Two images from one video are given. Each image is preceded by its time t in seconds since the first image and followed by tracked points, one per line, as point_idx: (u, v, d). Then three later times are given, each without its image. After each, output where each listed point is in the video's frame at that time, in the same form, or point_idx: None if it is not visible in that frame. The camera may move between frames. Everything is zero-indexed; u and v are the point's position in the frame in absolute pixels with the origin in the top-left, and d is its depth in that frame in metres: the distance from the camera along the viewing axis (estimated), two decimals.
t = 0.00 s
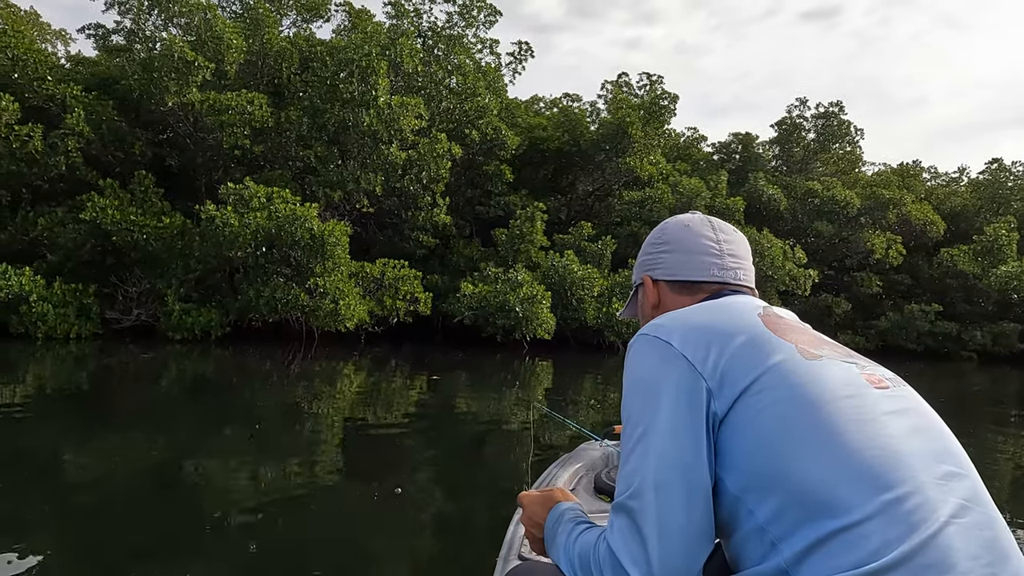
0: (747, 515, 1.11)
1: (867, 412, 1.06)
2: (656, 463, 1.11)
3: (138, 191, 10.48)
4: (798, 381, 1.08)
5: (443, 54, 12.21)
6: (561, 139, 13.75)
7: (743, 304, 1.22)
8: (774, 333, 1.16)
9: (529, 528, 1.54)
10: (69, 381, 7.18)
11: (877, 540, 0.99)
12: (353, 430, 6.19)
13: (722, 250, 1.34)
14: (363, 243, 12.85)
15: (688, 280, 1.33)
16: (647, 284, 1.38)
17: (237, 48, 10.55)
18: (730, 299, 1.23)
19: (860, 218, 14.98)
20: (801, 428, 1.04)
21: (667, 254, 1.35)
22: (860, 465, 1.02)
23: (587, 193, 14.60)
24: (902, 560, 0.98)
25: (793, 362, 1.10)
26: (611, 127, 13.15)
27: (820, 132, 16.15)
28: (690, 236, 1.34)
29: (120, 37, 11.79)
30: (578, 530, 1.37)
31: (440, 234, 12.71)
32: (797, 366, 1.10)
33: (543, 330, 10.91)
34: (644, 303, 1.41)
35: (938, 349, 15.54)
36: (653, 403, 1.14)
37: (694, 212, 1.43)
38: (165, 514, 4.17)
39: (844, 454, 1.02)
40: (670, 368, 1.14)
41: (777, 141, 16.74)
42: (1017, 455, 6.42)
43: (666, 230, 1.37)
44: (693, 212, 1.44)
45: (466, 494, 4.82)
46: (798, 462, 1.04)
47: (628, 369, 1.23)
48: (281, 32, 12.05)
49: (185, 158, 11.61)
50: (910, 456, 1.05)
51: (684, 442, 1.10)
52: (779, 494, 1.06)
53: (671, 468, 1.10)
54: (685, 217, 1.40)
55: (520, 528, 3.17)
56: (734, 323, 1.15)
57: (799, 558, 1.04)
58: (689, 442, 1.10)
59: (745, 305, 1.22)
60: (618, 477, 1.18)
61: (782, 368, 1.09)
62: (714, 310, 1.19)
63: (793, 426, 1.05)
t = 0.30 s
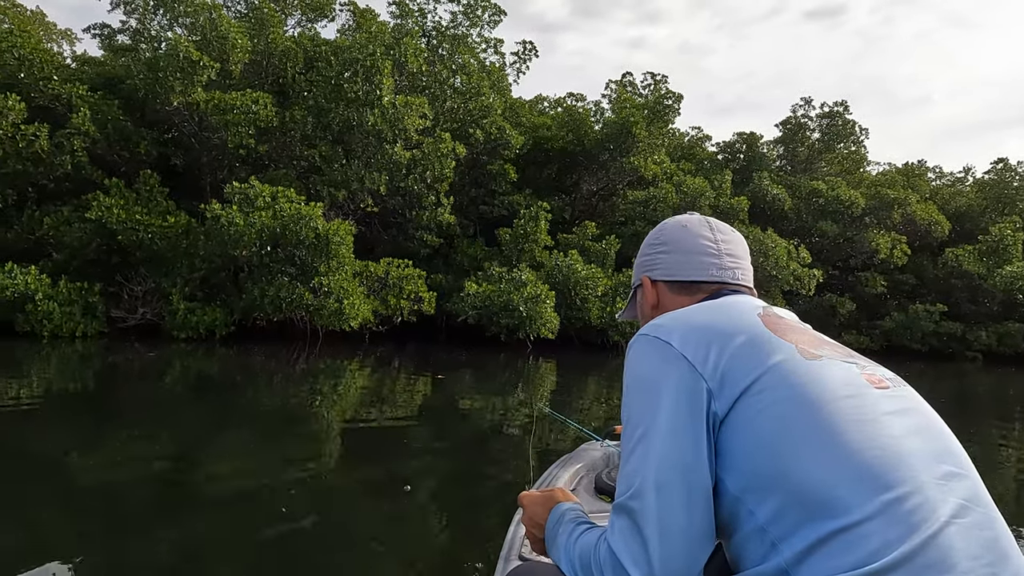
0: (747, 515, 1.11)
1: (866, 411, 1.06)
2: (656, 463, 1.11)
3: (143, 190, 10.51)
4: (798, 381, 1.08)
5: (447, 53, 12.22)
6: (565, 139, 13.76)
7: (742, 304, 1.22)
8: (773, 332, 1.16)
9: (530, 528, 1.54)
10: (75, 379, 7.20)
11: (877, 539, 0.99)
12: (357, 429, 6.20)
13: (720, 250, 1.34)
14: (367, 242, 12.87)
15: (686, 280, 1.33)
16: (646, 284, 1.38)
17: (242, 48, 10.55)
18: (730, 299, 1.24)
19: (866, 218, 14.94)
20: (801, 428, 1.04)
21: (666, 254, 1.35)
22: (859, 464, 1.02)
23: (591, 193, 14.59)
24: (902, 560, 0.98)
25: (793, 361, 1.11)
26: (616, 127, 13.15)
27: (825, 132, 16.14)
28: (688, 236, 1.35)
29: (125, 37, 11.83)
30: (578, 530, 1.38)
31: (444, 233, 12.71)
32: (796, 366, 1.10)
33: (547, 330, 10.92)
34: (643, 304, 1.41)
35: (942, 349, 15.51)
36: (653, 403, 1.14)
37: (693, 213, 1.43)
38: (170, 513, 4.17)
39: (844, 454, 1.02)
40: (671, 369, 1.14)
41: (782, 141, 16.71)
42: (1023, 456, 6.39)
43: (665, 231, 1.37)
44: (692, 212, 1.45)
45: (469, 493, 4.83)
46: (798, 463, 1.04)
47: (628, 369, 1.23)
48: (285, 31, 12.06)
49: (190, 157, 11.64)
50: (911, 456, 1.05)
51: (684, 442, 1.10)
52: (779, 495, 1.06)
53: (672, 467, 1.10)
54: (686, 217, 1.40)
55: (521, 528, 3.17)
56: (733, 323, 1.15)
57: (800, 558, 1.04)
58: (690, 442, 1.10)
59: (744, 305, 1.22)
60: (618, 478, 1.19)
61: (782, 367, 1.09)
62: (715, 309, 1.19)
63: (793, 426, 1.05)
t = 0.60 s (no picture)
0: (745, 516, 1.11)
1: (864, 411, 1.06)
2: (654, 465, 1.11)
3: (150, 189, 10.56)
4: (793, 382, 1.08)
5: (453, 54, 12.25)
6: (570, 139, 13.78)
7: (737, 306, 1.23)
8: (769, 334, 1.17)
9: (530, 527, 1.55)
10: (81, 377, 7.24)
11: (875, 539, 0.99)
12: (361, 428, 6.21)
13: (712, 252, 1.34)
14: (372, 242, 12.89)
15: (679, 285, 1.34)
16: (640, 290, 1.39)
17: (249, 47, 10.59)
18: (724, 302, 1.24)
19: (871, 219, 14.89)
20: (797, 429, 1.05)
21: (657, 260, 1.36)
22: (855, 465, 1.02)
23: (596, 193, 14.58)
24: (901, 560, 0.98)
25: (789, 362, 1.11)
26: (621, 127, 13.15)
27: (830, 133, 16.11)
28: (678, 241, 1.35)
29: (133, 36, 11.89)
30: (578, 530, 1.38)
31: (449, 233, 12.73)
32: (791, 368, 1.11)
33: (551, 330, 10.92)
34: (639, 309, 1.43)
35: (948, 351, 15.44)
36: (650, 405, 1.14)
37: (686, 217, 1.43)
38: (173, 511, 4.18)
39: (840, 455, 1.02)
40: (667, 371, 1.14)
41: (787, 142, 16.69)
42: None
43: (657, 237, 1.38)
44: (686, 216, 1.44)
45: (472, 493, 4.83)
46: (795, 463, 1.04)
47: (625, 372, 1.23)
48: (292, 31, 12.09)
49: (197, 156, 11.69)
50: (909, 456, 1.05)
51: (681, 443, 1.10)
52: (777, 496, 1.06)
53: (669, 469, 1.10)
54: (677, 222, 1.41)
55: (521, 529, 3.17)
56: (730, 324, 1.16)
57: (798, 559, 1.04)
58: (686, 443, 1.10)
59: (739, 307, 1.23)
60: (617, 480, 1.19)
61: (778, 368, 1.09)
62: (710, 312, 1.19)
63: (789, 427, 1.05)
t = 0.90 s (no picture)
0: (746, 516, 1.11)
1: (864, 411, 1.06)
2: (654, 465, 1.11)
3: (155, 190, 10.59)
4: (793, 381, 1.08)
5: (457, 54, 12.25)
6: (574, 140, 13.81)
7: (738, 306, 1.23)
8: (769, 334, 1.17)
9: (530, 528, 1.55)
10: (86, 377, 7.27)
11: (876, 540, 0.99)
12: (365, 428, 6.22)
13: (711, 251, 1.34)
14: (377, 242, 12.92)
15: (679, 284, 1.34)
16: (641, 289, 1.40)
17: (254, 48, 10.62)
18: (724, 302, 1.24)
19: (876, 219, 14.85)
20: (797, 430, 1.05)
21: (656, 260, 1.36)
22: (855, 466, 1.02)
23: (600, 193, 14.56)
24: (901, 561, 0.98)
25: (788, 363, 1.11)
26: (625, 128, 13.14)
27: (835, 133, 16.09)
28: (677, 241, 1.35)
29: (138, 38, 11.93)
30: (578, 530, 1.38)
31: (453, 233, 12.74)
32: (792, 367, 1.11)
33: (555, 330, 10.92)
34: (639, 309, 1.43)
35: (953, 352, 15.40)
36: (650, 406, 1.15)
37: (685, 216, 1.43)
38: (177, 511, 4.20)
39: (840, 456, 1.02)
40: (667, 371, 1.14)
41: (792, 142, 16.66)
42: None
43: (655, 237, 1.38)
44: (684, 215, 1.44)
45: (475, 493, 4.83)
46: (796, 464, 1.04)
47: (625, 372, 1.23)
48: (296, 32, 12.09)
49: (202, 157, 11.74)
50: (909, 457, 1.05)
51: (680, 444, 1.11)
52: (777, 497, 1.06)
53: (669, 470, 1.10)
54: (676, 221, 1.41)
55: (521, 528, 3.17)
56: (730, 325, 1.16)
57: (797, 560, 1.04)
58: (687, 443, 1.10)
59: (740, 307, 1.23)
60: (616, 481, 1.19)
61: (778, 369, 1.10)
62: (710, 312, 1.20)
63: (789, 427, 1.05)
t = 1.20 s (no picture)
0: (746, 516, 1.11)
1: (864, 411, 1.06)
2: (653, 464, 1.12)
3: (159, 192, 10.62)
4: (793, 381, 1.09)
5: (459, 56, 12.26)
6: (577, 140, 13.82)
7: (737, 306, 1.23)
8: (767, 334, 1.17)
9: (531, 528, 1.56)
10: (92, 380, 7.30)
11: (874, 539, 0.99)
12: (370, 429, 6.22)
13: (714, 252, 1.35)
14: (380, 244, 12.94)
15: (682, 284, 1.34)
16: (643, 289, 1.40)
17: (257, 51, 10.64)
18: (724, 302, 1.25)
19: (880, 218, 14.82)
20: (796, 430, 1.05)
21: (659, 260, 1.36)
22: (854, 465, 1.02)
23: (603, 193, 14.56)
24: (901, 560, 0.98)
25: (788, 362, 1.12)
26: (628, 128, 13.14)
27: (838, 132, 16.07)
28: (681, 240, 1.35)
29: (142, 41, 11.99)
30: (577, 531, 1.39)
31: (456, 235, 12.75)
32: (790, 367, 1.11)
33: (559, 331, 10.92)
34: (641, 308, 1.43)
35: (959, 351, 15.35)
36: (649, 406, 1.15)
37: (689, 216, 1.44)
38: (180, 512, 4.20)
39: (840, 456, 1.02)
40: (666, 371, 1.15)
41: (795, 141, 16.64)
42: None
43: (659, 236, 1.38)
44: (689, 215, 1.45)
45: (479, 494, 4.83)
46: (795, 463, 1.04)
47: (625, 372, 1.24)
48: (299, 35, 12.13)
49: (206, 159, 11.78)
50: (909, 456, 1.05)
51: (680, 443, 1.11)
52: (776, 496, 1.06)
53: (669, 470, 1.10)
54: (680, 221, 1.41)
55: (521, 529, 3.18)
56: (729, 325, 1.16)
57: (796, 559, 1.04)
58: (686, 442, 1.11)
59: (739, 307, 1.23)
60: (616, 481, 1.19)
61: (777, 369, 1.10)
62: (709, 312, 1.20)
63: (788, 427, 1.05)
